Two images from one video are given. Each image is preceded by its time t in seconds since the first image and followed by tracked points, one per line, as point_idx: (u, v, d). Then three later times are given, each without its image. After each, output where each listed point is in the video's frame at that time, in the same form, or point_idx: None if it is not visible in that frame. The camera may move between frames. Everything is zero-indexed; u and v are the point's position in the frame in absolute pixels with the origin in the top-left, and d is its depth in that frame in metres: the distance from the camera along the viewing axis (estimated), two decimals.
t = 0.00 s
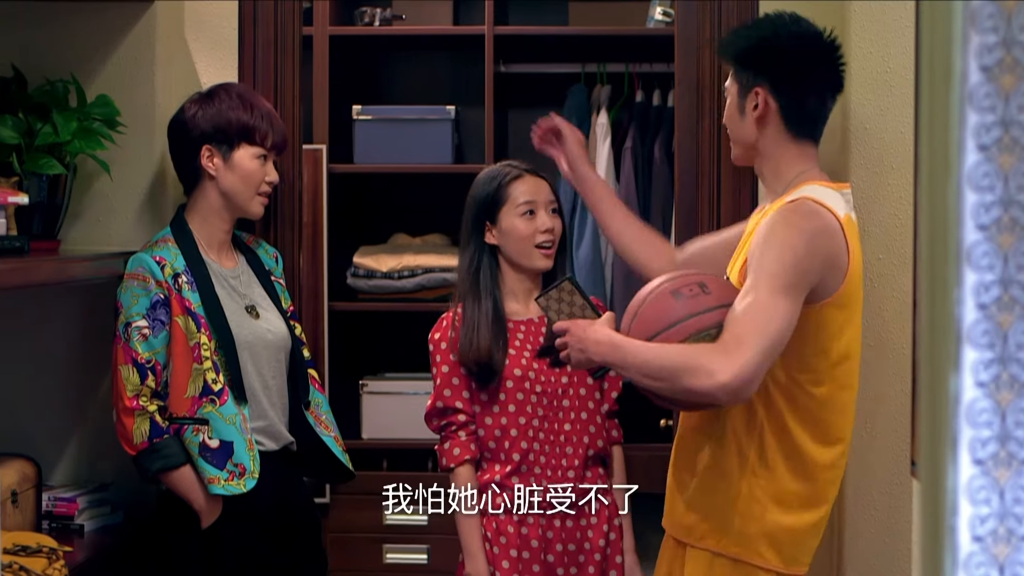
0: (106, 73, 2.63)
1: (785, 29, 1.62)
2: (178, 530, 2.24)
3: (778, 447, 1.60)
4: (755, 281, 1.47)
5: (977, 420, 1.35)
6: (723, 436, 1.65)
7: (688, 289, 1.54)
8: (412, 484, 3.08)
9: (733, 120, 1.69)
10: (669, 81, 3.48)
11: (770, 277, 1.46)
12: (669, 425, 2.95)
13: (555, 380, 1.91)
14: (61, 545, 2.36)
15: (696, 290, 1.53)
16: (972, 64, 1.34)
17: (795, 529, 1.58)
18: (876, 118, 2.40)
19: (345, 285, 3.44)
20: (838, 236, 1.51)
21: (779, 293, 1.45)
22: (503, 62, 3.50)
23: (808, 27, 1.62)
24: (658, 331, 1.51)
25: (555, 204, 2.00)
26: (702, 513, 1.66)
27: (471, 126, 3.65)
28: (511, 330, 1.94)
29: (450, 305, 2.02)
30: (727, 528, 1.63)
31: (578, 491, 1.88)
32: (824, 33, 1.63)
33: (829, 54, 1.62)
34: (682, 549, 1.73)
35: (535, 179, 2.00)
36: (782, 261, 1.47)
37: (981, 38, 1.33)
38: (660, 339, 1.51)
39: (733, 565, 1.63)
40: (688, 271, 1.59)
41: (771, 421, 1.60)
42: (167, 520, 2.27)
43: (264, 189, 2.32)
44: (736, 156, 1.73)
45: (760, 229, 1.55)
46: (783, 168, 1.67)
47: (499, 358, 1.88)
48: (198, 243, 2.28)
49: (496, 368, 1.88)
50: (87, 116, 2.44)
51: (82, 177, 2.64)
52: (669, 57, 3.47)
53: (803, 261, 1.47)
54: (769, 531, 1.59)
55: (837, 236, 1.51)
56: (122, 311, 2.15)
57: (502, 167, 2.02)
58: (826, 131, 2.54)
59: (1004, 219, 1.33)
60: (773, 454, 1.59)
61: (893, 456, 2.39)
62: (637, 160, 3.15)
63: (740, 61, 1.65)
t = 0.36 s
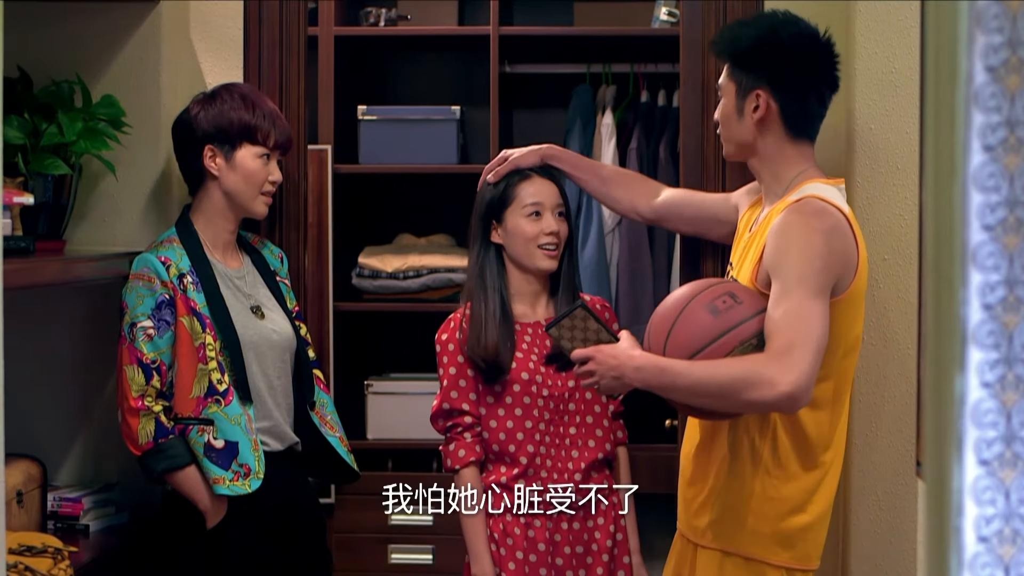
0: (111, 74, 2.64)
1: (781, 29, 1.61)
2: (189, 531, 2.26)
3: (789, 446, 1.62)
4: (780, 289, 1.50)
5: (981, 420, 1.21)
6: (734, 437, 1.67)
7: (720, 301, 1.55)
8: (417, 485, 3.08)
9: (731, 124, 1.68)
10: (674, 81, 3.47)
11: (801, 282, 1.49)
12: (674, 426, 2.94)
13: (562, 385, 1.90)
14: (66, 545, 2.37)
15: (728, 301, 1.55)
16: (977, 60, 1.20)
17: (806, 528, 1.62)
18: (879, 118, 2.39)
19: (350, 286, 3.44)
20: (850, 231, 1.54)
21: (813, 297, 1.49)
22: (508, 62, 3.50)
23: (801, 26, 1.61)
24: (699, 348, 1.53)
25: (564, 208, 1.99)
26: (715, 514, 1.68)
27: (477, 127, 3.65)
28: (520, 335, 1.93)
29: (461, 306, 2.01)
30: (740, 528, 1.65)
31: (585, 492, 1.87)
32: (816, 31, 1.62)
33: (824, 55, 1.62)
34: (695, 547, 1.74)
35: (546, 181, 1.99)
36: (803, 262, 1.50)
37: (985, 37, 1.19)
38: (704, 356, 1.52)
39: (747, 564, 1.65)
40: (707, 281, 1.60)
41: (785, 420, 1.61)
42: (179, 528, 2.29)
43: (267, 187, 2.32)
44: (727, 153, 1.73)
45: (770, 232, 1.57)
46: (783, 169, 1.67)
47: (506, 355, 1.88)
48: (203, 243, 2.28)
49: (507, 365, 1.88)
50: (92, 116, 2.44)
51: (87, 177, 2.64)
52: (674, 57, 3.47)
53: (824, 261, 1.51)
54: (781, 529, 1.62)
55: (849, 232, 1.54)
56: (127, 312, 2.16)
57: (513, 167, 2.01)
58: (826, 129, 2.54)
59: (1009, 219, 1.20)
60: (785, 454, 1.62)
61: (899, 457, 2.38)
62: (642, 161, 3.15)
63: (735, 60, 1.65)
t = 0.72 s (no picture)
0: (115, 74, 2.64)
1: (757, 33, 1.65)
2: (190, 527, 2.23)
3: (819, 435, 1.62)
4: (802, 263, 1.50)
5: (985, 421, 1.20)
6: (759, 429, 1.65)
7: (734, 275, 1.55)
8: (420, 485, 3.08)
9: (732, 128, 1.67)
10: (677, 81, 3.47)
11: (820, 259, 1.49)
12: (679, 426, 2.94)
13: (567, 384, 1.91)
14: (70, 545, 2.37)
15: (741, 275, 1.54)
16: (981, 59, 1.19)
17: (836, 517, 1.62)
18: (883, 117, 2.39)
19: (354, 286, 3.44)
20: (867, 217, 1.55)
21: (831, 274, 1.49)
22: (511, 62, 3.50)
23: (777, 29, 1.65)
24: (710, 317, 1.52)
25: (565, 206, 1.99)
26: (745, 508, 1.65)
27: (480, 127, 3.64)
28: (525, 335, 1.94)
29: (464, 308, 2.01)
30: (775, 521, 1.62)
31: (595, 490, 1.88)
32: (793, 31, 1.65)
33: (803, 52, 1.64)
34: (711, 549, 1.72)
35: (546, 180, 1.99)
36: (827, 239, 1.51)
37: (989, 37, 1.18)
38: (714, 324, 1.51)
39: (782, 558, 1.63)
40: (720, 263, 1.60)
41: (813, 409, 1.62)
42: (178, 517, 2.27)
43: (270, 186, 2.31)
44: (730, 164, 1.72)
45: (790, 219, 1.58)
46: (791, 166, 1.67)
47: (512, 360, 1.88)
48: (207, 244, 2.29)
49: (513, 367, 1.88)
50: (96, 116, 2.44)
51: (92, 177, 2.64)
52: (678, 57, 3.46)
53: (847, 240, 1.51)
54: (815, 520, 1.62)
55: (866, 218, 1.55)
56: (131, 312, 2.16)
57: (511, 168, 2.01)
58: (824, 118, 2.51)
59: (1013, 219, 1.19)
60: (815, 445, 1.62)
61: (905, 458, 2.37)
62: (646, 161, 3.15)
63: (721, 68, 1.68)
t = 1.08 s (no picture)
0: (116, 73, 2.64)
1: (759, 28, 1.65)
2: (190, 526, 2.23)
3: (818, 434, 1.62)
4: (800, 271, 1.49)
5: (987, 421, 1.20)
6: (759, 430, 1.65)
7: (737, 283, 1.54)
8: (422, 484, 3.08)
9: (728, 117, 1.69)
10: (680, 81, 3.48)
11: (817, 259, 1.49)
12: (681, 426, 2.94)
13: (565, 384, 1.90)
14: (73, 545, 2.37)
15: (744, 283, 1.54)
16: (983, 60, 1.19)
17: (843, 514, 1.61)
18: (886, 118, 2.39)
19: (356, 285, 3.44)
20: (857, 216, 1.55)
21: (829, 272, 1.48)
22: (513, 62, 3.50)
23: (774, 20, 1.65)
24: (715, 327, 1.51)
25: (562, 208, 1.98)
26: (750, 509, 1.65)
27: (482, 127, 3.64)
28: (521, 340, 1.93)
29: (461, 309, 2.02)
30: (779, 520, 1.63)
31: (594, 489, 1.87)
32: (792, 19, 1.64)
33: (803, 38, 1.63)
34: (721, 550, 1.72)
35: (542, 182, 1.98)
36: (820, 241, 1.50)
37: (991, 37, 1.18)
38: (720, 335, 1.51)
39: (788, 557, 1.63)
40: (719, 269, 1.59)
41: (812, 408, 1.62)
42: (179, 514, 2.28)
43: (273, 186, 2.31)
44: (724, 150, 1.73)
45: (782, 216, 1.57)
46: (783, 159, 1.66)
47: (512, 370, 1.87)
48: (208, 243, 2.28)
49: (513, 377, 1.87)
50: (98, 116, 2.45)
51: (93, 177, 2.65)
52: (680, 57, 3.46)
53: (838, 242, 1.51)
54: (821, 519, 1.61)
55: (857, 216, 1.55)
56: (133, 312, 2.16)
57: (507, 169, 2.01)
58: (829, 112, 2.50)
59: (1015, 219, 1.19)
60: (815, 443, 1.61)
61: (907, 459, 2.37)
62: (648, 161, 3.15)
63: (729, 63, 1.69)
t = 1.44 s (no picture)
0: (118, 73, 2.64)
1: (756, 32, 1.64)
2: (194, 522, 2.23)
3: (804, 439, 1.61)
4: (799, 276, 1.48)
5: (989, 421, 1.19)
6: (746, 430, 1.65)
7: (729, 278, 1.54)
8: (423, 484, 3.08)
9: (733, 127, 1.68)
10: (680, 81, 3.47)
11: (812, 266, 1.48)
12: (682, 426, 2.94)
13: (555, 384, 1.91)
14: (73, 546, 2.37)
15: (734, 278, 1.54)
16: (984, 60, 1.18)
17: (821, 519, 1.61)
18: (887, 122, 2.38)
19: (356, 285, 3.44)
20: (864, 224, 1.55)
21: (820, 283, 1.48)
22: (515, 62, 3.50)
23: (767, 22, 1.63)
24: (702, 320, 1.52)
25: (553, 219, 1.98)
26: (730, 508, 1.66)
27: (484, 128, 3.64)
28: (506, 341, 1.94)
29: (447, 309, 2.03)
30: (756, 522, 1.63)
31: (586, 488, 1.87)
32: (785, 18, 1.63)
33: (798, 39, 1.62)
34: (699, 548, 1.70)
35: (537, 190, 1.97)
36: (820, 248, 1.49)
37: (992, 37, 1.18)
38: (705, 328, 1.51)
39: (762, 559, 1.63)
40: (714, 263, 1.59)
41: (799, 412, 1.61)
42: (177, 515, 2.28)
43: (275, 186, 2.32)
44: (734, 160, 1.73)
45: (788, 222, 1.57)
46: (794, 165, 1.66)
47: (493, 366, 1.89)
48: (210, 243, 2.28)
49: (493, 376, 1.89)
50: (99, 117, 2.45)
51: (94, 177, 2.65)
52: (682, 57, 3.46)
53: (841, 248, 1.50)
54: (798, 525, 1.61)
55: (864, 224, 1.55)
56: (134, 312, 2.16)
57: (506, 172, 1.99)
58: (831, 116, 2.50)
59: (1016, 220, 1.18)
60: (801, 448, 1.61)
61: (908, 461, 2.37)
62: (649, 161, 3.15)
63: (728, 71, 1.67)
